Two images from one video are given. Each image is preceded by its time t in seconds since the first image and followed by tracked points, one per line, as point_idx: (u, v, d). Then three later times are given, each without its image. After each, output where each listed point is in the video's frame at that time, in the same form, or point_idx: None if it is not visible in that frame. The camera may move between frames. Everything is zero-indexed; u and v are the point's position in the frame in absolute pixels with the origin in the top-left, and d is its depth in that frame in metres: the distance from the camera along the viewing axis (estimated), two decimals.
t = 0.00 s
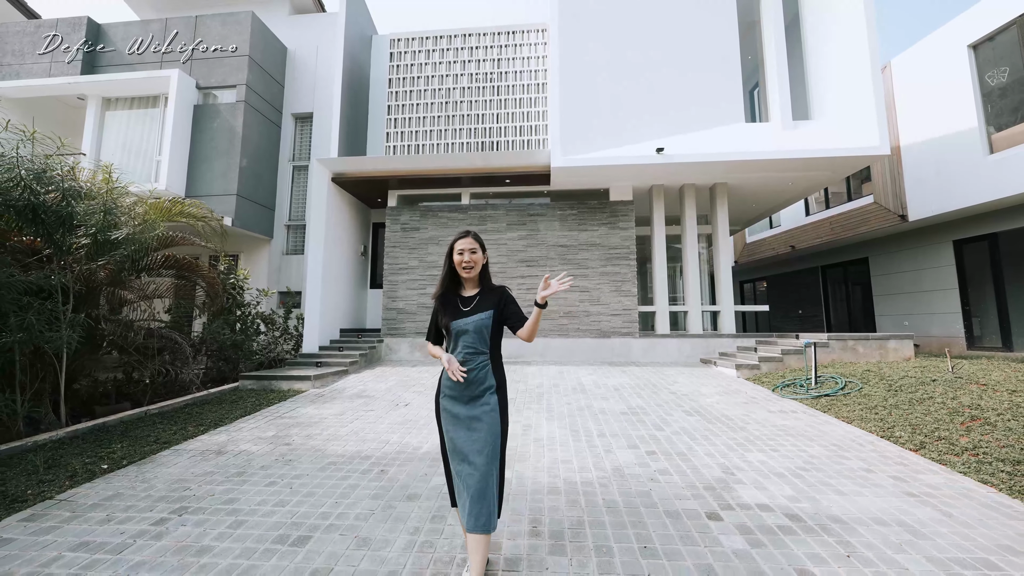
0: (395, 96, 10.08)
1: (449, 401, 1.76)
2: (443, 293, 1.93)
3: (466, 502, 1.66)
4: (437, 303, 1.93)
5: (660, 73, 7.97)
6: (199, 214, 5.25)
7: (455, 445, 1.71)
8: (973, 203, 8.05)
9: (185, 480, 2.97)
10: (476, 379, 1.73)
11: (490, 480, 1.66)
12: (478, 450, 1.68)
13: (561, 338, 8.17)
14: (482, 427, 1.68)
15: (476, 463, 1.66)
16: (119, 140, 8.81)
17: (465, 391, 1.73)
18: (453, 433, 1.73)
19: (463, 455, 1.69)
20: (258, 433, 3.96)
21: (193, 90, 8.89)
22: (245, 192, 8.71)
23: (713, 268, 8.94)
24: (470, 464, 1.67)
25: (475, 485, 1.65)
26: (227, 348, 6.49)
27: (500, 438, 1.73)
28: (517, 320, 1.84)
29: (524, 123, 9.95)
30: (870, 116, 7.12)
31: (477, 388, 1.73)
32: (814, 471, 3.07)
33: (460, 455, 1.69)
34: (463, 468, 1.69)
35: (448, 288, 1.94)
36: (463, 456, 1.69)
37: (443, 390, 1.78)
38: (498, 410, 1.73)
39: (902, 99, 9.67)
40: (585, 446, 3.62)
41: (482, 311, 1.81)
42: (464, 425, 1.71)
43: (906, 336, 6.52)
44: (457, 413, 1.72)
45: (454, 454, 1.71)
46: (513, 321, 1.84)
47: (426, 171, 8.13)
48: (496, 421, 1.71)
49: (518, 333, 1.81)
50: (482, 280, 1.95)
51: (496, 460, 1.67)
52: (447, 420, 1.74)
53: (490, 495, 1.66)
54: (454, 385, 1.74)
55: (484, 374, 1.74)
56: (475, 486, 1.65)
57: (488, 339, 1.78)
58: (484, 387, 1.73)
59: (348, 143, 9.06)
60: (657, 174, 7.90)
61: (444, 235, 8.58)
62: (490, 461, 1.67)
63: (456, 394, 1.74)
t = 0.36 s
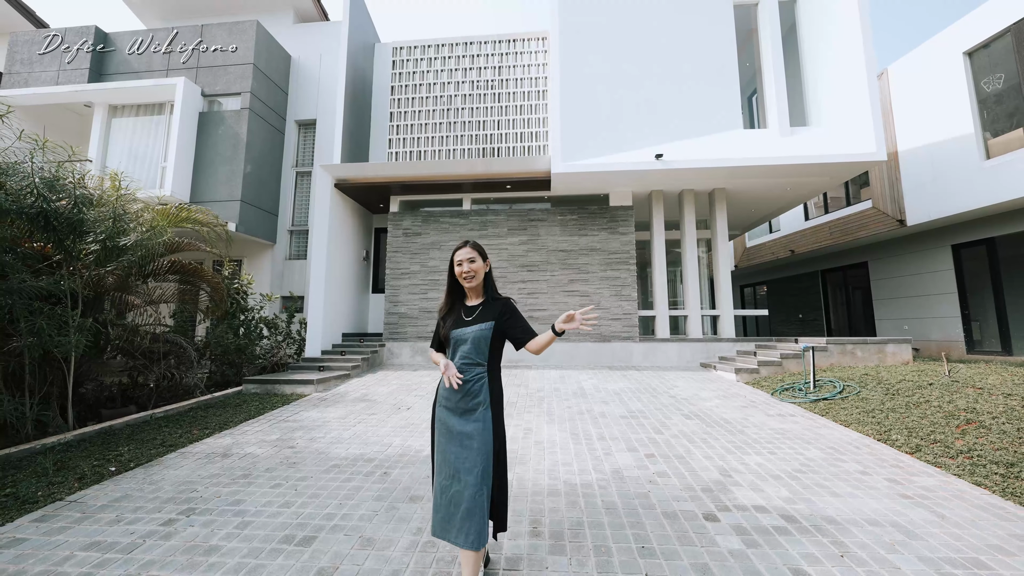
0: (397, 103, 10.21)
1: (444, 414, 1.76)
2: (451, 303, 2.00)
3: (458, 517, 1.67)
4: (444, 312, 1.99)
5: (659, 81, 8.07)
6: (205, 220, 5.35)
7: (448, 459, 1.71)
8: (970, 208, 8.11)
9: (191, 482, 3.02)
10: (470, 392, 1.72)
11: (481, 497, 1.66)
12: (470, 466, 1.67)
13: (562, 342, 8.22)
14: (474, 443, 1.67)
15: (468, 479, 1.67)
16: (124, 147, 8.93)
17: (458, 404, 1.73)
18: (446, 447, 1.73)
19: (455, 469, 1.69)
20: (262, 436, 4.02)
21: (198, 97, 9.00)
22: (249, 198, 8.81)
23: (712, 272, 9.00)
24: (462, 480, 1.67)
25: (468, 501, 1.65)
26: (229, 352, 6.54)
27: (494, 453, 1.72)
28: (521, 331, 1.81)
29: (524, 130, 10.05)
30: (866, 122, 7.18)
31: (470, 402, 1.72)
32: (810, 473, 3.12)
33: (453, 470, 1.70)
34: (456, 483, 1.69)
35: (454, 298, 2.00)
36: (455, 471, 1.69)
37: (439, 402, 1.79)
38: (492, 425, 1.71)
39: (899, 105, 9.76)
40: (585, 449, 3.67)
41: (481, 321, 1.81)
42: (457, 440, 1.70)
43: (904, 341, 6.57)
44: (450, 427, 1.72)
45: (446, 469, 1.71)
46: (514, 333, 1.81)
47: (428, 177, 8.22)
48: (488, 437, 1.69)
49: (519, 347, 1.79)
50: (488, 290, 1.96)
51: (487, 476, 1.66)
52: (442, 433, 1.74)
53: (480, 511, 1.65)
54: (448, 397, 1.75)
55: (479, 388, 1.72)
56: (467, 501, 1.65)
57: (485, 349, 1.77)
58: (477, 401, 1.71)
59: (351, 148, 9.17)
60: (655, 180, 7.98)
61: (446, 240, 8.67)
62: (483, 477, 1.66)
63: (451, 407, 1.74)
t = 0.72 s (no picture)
0: (399, 108, 10.31)
1: (447, 431, 1.73)
2: (448, 305, 1.94)
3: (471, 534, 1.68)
4: (440, 314, 1.93)
5: (658, 86, 8.15)
6: (209, 224, 5.43)
7: (453, 478, 1.70)
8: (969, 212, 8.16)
9: (197, 483, 3.08)
10: (475, 407, 1.70)
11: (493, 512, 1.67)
12: (479, 482, 1.67)
13: (562, 346, 8.26)
14: (482, 459, 1.66)
15: (479, 495, 1.67)
16: (129, 153, 9.03)
17: (462, 421, 1.71)
18: (452, 465, 1.71)
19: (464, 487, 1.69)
20: (266, 438, 4.07)
21: (202, 103, 9.11)
22: (252, 202, 8.89)
23: (712, 275, 9.05)
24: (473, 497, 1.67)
25: (479, 518, 1.66)
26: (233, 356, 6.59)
27: (502, 467, 1.72)
28: (522, 342, 1.81)
29: (525, 135, 10.14)
30: (863, 126, 7.23)
31: (475, 417, 1.70)
32: (807, 476, 3.16)
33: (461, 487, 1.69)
34: (465, 500, 1.69)
35: (452, 301, 1.94)
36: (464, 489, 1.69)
37: (440, 418, 1.75)
38: (498, 440, 1.70)
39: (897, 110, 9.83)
40: (585, 451, 3.71)
41: (483, 330, 1.78)
42: (462, 458, 1.70)
43: (903, 344, 6.61)
44: (456, 445, 1.70)
45: (453, 488, 1.70)
46: (514, 343, 1.80)
47: (429, 182, 8.30)
48: (496, 452, 1.69)
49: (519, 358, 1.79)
50: (488, 296, 1.92)
51: (497, 491, 1.67)
52: (444, 452, 1.72)
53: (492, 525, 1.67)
54: (451, 414, 1.72)
55: (484, 403, 1.71)
56: (478, 518, 1.66)
57: (487, 361, 1.75)
58: (482, 416, 1.70)
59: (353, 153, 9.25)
60: (655, 185, 8.04)
61: (447, 244, 8.73)
62: (494, 492, 1.67)
63: (453, 424, 1.72)
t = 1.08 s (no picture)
0: (401, 114, 10.42)
1: (453, 436, 1.68)
2: (447, 311, 1.92)
3: (478, 541, 1.63)
4: (441, 320, 1.90)
5: (657, 92, 8.25)
6: (215, 228, 5.50)
7: (460, 485, 1.64)
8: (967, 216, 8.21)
9: (205, 484, 3.14)
10: (485, 411, 1.70)
11: (502, 513, 1.67)
12: (489, 486, 1.66)
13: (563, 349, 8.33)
14: (494, 461, 1.66)
15: (490, 499, 1.65)
16: (134, 157, 9.13)
17: (472, 423, 1.69)
18: (459, 472, 1.65)
19: (473, 492, 1.64)
20: (271, 440, 4.14)
21: (207, 108, 9.20)
22: (255, 206, 8.98)
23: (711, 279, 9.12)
24: (483, 501, 1.64)
25: (490, 521, 1.64)
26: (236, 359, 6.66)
27: (509, 469, 1.74)
28: (523, 348, 1.89)
29: (526, 140, 10.24)
30: (860, 132, 7.31)
31: (486, 419, 1.70)
32: (803, 476, 3.21)
33: (470, 494, 1.64)
34: (474, 506, 1.64)
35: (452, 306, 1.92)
36: (472, 494, 1.64)
37: (445, 422, 1.70)
38: (506, 442, 1.72)
39: (894, 115, 9.92)
40: (585, 453, 3.77)
41: (490, 337, 1.83)
42: (471, 462, 1.66)
43: (900, 347, 6.67)
44: (465, 449, 1.66)
45: (461, 495, 1.63)
46: (517, 349, 1.88)
47: (431, 186, 8.38)
48: (505, 453, 1.70)
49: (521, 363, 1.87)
50: (487, 301, 1.95)
51: (508, 492, 1.67)
52: (451, 457, 1.66)
53: (499, 530, 1.65)
54: (460, 417, 1.68)
55: (494, 405, 1.72)
56: (487, 521, 1.64)
57: (496, 366, 1.80)
58: (492, 418, 1.71)
59: (355, 158, 9.35)
60: (655, 189, 8.12)
61: (449, 248, 8.81)
62: (504, 493, 1.68)
63: (461, 427, 1.69)
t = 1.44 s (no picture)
0: (403, 118, 10.51)
1: (459, 434, 1.71)
2: (453, 307, 1.93)
3: (481, 535, 1.69)
4: (447, 317, 1.92)
5: (657, 97, 8.32)
6: (220, 231, 5.56)
7: (466, 481, 1.68)
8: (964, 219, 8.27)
9: (213, 483, 3.20)
10: (491, 410, 1.76)
11: (503, 508, 1.75)
12: (492, 483, 1.72)
13: (563, 351, 8.38)
14: (498, 459, 1.72)
15: (493, 494, 1.72)
16: (139, 160, 9.21)
17: (479, 422, 1.73)
18: (465, 469, 1.69)
19: (477, 488, 1.70)
20: (276, 440, 4.20)
21: (211, 112, 9.28)
22: (258, 209, 9.06)
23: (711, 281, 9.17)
24: (487, 496, 1.70)
25: (492, 516, 1.71)
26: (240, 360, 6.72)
27: (509, 466, 1.81)
28: (524, 348, 1.98)
29: (527, 144, 10.33)
30: (858, 136, 7.37)
31: (491, 418, 1.75)
32: (800, 476, 3.27)
33: (474, 490, 1.69)
34: (477, 502, 1.70)
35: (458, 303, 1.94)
36: (477, 491, 1.70)
37: (451, 420, 1.72)
38: (508, 440, 1.79)
39: (893, 118, 10.00)
40: (586, 453, 3.82)
41: (497, 335, 1.89)
42: (476, 459, 1.70)
43: (899, 349, 6.72)
44: (470, 447, 1.70)
45: (466, 491, 1.68)
46: (519, 349, 1.96)
47: (433, 189, 8.46)
48: (507, 451, 1.78)
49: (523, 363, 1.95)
50: (491, 301, 2.01)
51: (509, 487, 1.75)
52: (456, 456, 1.69)
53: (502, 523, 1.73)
54: (467, 415, 1.72)
55: (499, 403, 1.79)
56: (490, 516, 1.70)
57: (503, 364, 1.88)
58: (497, 417, 1.77)
59: (358, 161, 9.43)
60: (656, 192, 8.18)
61: (450, 250, 8.88)
62: (505, 489, 1.75)
63: (468, 426, 1.72)
